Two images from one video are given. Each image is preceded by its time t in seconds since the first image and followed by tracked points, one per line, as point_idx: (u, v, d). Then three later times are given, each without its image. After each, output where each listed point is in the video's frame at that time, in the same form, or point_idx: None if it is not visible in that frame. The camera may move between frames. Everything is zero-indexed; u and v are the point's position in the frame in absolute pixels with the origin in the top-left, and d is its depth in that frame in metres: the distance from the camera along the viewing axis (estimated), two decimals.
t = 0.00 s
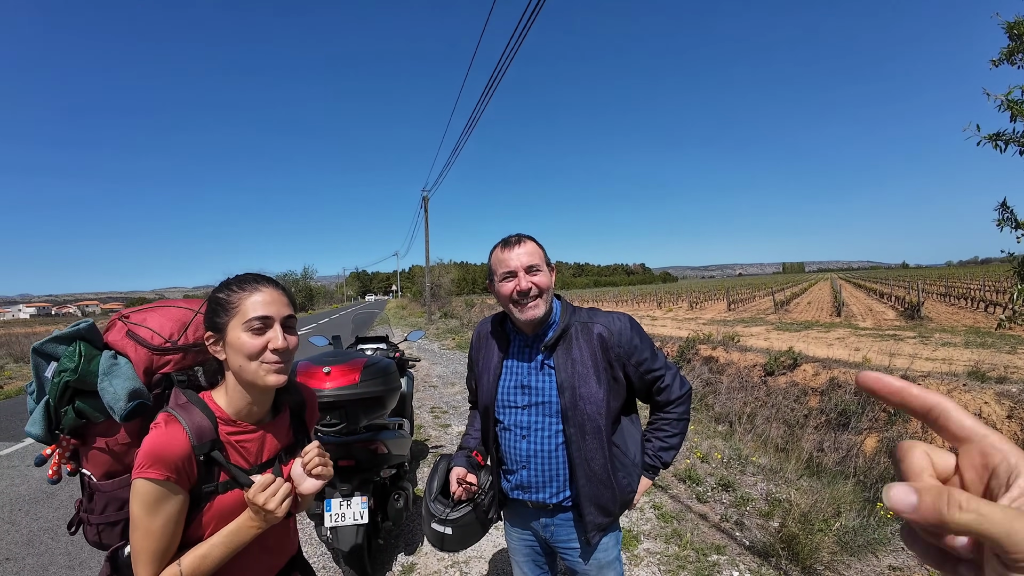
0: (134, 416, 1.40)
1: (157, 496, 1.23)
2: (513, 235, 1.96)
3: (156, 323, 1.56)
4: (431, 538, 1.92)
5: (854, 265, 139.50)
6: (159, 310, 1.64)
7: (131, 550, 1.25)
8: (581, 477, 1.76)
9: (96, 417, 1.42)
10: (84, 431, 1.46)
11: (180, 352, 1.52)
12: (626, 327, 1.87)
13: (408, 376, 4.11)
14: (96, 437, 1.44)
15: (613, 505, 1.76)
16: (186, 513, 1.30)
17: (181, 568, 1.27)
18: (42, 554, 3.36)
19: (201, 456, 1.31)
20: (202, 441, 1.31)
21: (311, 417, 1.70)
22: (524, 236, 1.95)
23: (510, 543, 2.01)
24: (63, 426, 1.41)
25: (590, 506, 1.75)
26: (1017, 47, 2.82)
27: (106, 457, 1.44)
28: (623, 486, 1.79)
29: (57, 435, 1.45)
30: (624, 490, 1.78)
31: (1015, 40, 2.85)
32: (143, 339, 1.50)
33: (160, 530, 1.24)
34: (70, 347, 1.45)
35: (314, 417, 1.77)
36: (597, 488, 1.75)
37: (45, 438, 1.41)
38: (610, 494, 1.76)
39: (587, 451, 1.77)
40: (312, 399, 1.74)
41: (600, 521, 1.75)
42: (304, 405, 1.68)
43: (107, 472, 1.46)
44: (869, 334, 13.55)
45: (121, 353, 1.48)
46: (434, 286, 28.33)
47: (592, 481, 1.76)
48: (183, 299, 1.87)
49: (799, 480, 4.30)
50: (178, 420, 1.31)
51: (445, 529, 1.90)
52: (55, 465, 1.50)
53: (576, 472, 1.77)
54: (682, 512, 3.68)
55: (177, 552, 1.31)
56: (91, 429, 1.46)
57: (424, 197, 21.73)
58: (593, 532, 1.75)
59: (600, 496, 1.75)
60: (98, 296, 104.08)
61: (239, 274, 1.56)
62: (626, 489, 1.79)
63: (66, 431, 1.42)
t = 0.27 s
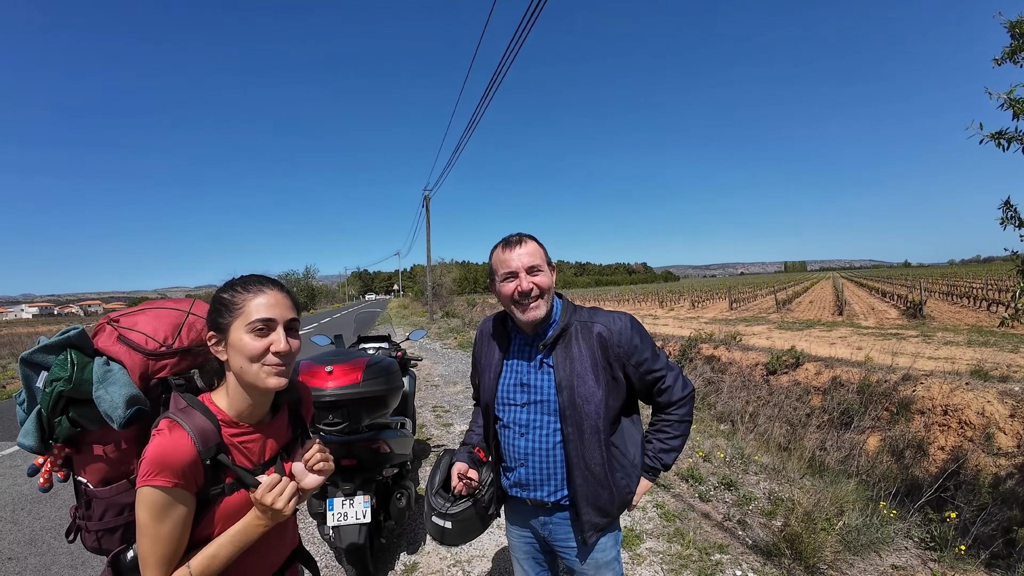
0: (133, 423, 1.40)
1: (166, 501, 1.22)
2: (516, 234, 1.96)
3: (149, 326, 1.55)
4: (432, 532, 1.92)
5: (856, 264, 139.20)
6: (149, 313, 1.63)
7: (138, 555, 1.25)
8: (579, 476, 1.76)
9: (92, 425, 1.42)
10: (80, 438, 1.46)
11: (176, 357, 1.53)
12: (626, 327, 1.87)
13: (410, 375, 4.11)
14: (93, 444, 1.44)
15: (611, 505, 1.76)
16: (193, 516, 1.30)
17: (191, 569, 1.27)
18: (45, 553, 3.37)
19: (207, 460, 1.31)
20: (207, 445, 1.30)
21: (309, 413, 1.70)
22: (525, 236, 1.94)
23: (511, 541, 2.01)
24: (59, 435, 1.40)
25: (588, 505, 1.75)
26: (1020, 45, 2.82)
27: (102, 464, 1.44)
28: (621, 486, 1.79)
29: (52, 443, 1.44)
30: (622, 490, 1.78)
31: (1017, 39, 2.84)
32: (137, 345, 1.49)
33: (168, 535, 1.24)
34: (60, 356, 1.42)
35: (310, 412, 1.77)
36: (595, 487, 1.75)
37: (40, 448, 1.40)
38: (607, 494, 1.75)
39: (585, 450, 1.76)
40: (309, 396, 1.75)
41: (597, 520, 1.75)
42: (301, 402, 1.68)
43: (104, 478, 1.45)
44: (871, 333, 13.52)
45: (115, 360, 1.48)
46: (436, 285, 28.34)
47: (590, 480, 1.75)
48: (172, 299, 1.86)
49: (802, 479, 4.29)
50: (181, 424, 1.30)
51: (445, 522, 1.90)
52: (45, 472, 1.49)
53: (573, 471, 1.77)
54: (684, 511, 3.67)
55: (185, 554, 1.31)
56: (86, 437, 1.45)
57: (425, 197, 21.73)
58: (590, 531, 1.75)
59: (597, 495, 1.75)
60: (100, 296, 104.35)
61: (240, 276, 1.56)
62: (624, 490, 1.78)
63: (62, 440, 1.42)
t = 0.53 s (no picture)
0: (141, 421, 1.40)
1: (178, 496, 1.23)
2: (516, 236, 1.96)
3: (155, 325, 1.56)
4: (436, 527, 1.92)
5: (858, 262, 138.89)
6: (154, 312, 1.63)
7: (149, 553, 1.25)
8: (579, 472, 1.76)
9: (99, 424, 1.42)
10: (85, 438, 1.46)
11: (182, 355, 1.54)
12: (626, 324, 1.87)
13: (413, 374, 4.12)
14: (99, 443, 1.45)
15: (611, 501, 1.76)
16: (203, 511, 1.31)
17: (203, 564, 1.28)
18: (50, 552, 3.38)
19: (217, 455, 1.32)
20: (217, 440, 1.32)
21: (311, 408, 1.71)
22: (526, 237, 1.95)
23: (513, 536, 2.02)
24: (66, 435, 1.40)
25: (588, 501, 1.75)
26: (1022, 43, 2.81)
27: (108, 464, 1.45)
28: (622, 483, 1.79)
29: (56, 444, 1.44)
30: (623, 487, 1.78)
31: (1019, 37, 2.84)
32: (144, 343, 1.50)
33: (179, 531, 1.25)
34: (66, 356, 1.43)
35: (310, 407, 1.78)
36: (595, 484, 1.75)
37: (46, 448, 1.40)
38: (608, 490, 1.76)
39: (585, 447, 1.77)
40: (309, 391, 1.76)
41: (597, 517, 1.75)
42: (302, 399, 1.70)
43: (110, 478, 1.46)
44: (874, 331, 13.50)
45: (121, 358, 1.48)
46: (438, 284, 28.36)
47: (590, 477, 1.76)
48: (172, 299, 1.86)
49: (804, 477, 4.30)
50: (190, 421, 1.31)
51: (448, 517, 1.91)
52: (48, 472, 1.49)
53: (574, 467, 1.77)
54: (686, 509, 3.68)
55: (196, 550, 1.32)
56: (92, 436, 1.46)
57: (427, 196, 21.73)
58: (590, 527, 1.75)
59: (598, 492, 1.75)
60: (103, 295, 104.67)
61: (253, 272, 1.58)
62: (625, 487, 1.78)
63: (68, 439, 1.42)
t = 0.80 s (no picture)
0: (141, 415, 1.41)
1: (175, 490, 1.24)
2: (519, 232, 1.96)
3: (154, 320, 1.57)
4: (442, 522, 1.95)
5: (860, 260, 138.59)
6: (153, 308, 1.64)
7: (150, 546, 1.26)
8: (584, 465, 1.76)
9: (100, 419, 1.43)
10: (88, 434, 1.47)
11: (181, 350, 1.55)
12: (631, 318, 1.87)
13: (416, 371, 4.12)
14: (101, 438, 1.46)
15: (616, 494, 1.75)
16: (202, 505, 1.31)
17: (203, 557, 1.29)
18: (54, 550, 3.39)
19: (215, 449, 1.32)
20: (213, 434, 1.31)
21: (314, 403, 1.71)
22: (529, 233, 1.95)
23: (519, 531, 2.02)
24: (68, 430, 1.41)
25: (592, 494, 1.75)
26: None
27: (112, 458, 1.46)
28: (626, 476, 1.79)
29: (61, 439, 1.45)
30: (627, 480, 1.78)
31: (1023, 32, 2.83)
32: (143, 339, 1.51)
33: (177, 525, 1.26)
34: (67, 352, 1.44)
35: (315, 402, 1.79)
36: (600, 476, 1.75)
37: (49, 443, 1.41)
38: (612, 483, 1.75)
39: (590, 439, 1.77)
40: (312, 385, 1.76)
41: (601, 510, 1.75)
42: (305, 392, 1.70)
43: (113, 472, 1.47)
44: (876, 329, 13.47)
45: (121, 354, 1.49)
46: (440, 283, 28.38)
47: (595, 469, 1.76)
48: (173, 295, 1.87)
49: (808, 474, 4.29)
50: (188, 414, 1.31)
51: (454, 512, 1.93)
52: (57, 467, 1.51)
53: (579, 460, 1.77)
54: (690, 506, 3.68)
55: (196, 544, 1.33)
56: (94, 432, 1.46)
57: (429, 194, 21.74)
58: (594, 520, 1.75)
59: (602, 484, 1.75)
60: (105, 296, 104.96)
61: (249, 267, 1.58)
62: (629, 480, 1.78)
63: (70, 435, 1.43)
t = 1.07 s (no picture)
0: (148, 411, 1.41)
1: (176, 484, 1.24)
2: (520, 228, 1.96)
3: (160, 317, 1.56)
4: (446, 518, 1.94)
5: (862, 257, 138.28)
6: (161, 306, 1.64)
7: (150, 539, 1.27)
8: (589, 459, 1.75)
9: (109, 414, 1.43)
10: (97, 428, 1.48)
11: (187, 347, 1.54)
12: (635, 313, 1.87)
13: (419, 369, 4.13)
14: (110, 432, 1.47)
15: (621, 489, 1.75)
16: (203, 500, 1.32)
17: (203, 551, 1.29)
18: (59, 548, 3.41)
19: (215, 445, 1.33)
20: (214, 430, 1.31)
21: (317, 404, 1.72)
22: (531, 230, 1.95)
23: (523, 527, 2.03)
24: (77, 424, 1.42)
25: (597, 488, 1.74)
26: None
27: (121, 451, 1.47)
28: (631, 471, 1.78)
29: (71, 433, 1.46)
30: (632, 474, 1.78)
31: None
32: (149, 336, 1.50)
33: (177, 519, 1.26)
34: (77, 348, 1.44)
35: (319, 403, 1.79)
36: (605, 469, 1.74)
37: (60, 437, 1.42)
38: (617, 477, 1.75)
39: (594, 432, 1.77)
40: (316, 383, 1.77)
41: (606, 505, 1.74)
42: (308, 391, 1.71)
43: (122, 465, 1.48)
44: (879, 325, 13.43)
45: (129, 350, 1.49)
46: (442, 280, 28.39)
47: (600, 464, 1.75)
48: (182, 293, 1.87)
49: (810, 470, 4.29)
50: (190, 411, 1.32)
51: (458, 508, 1.92)
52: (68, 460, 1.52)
53: (583, 454, 1.77)
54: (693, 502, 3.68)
55: (197, 537, 1.34)
56: (104, 426, 1.48)
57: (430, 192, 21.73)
58: (599, 515, 1.74)
59: (607, 479, 1.74)
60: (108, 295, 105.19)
61: (249, 269, 1.58)
62: (634, 475, 1.78)
63: (80, 429, 1.44)
